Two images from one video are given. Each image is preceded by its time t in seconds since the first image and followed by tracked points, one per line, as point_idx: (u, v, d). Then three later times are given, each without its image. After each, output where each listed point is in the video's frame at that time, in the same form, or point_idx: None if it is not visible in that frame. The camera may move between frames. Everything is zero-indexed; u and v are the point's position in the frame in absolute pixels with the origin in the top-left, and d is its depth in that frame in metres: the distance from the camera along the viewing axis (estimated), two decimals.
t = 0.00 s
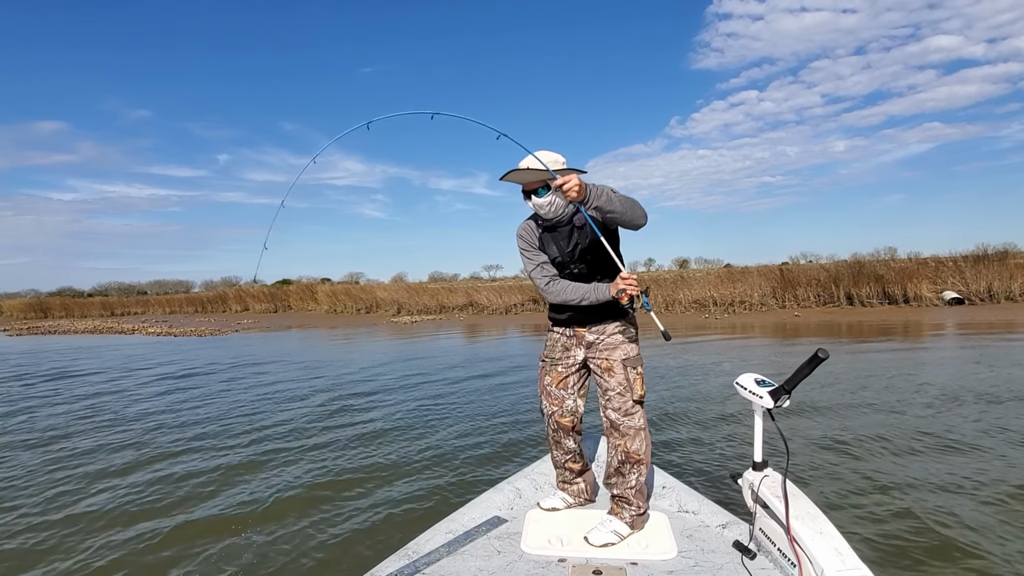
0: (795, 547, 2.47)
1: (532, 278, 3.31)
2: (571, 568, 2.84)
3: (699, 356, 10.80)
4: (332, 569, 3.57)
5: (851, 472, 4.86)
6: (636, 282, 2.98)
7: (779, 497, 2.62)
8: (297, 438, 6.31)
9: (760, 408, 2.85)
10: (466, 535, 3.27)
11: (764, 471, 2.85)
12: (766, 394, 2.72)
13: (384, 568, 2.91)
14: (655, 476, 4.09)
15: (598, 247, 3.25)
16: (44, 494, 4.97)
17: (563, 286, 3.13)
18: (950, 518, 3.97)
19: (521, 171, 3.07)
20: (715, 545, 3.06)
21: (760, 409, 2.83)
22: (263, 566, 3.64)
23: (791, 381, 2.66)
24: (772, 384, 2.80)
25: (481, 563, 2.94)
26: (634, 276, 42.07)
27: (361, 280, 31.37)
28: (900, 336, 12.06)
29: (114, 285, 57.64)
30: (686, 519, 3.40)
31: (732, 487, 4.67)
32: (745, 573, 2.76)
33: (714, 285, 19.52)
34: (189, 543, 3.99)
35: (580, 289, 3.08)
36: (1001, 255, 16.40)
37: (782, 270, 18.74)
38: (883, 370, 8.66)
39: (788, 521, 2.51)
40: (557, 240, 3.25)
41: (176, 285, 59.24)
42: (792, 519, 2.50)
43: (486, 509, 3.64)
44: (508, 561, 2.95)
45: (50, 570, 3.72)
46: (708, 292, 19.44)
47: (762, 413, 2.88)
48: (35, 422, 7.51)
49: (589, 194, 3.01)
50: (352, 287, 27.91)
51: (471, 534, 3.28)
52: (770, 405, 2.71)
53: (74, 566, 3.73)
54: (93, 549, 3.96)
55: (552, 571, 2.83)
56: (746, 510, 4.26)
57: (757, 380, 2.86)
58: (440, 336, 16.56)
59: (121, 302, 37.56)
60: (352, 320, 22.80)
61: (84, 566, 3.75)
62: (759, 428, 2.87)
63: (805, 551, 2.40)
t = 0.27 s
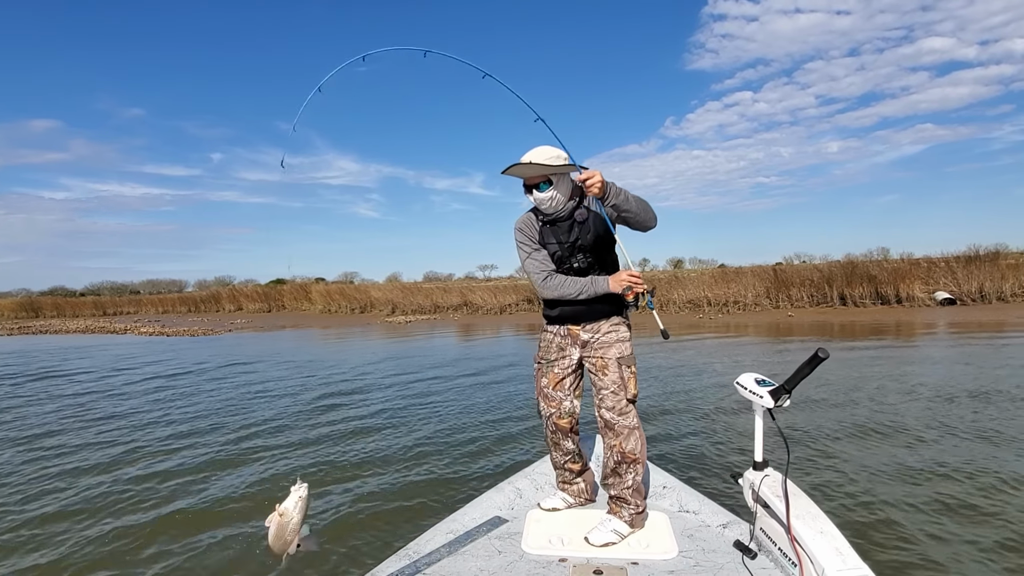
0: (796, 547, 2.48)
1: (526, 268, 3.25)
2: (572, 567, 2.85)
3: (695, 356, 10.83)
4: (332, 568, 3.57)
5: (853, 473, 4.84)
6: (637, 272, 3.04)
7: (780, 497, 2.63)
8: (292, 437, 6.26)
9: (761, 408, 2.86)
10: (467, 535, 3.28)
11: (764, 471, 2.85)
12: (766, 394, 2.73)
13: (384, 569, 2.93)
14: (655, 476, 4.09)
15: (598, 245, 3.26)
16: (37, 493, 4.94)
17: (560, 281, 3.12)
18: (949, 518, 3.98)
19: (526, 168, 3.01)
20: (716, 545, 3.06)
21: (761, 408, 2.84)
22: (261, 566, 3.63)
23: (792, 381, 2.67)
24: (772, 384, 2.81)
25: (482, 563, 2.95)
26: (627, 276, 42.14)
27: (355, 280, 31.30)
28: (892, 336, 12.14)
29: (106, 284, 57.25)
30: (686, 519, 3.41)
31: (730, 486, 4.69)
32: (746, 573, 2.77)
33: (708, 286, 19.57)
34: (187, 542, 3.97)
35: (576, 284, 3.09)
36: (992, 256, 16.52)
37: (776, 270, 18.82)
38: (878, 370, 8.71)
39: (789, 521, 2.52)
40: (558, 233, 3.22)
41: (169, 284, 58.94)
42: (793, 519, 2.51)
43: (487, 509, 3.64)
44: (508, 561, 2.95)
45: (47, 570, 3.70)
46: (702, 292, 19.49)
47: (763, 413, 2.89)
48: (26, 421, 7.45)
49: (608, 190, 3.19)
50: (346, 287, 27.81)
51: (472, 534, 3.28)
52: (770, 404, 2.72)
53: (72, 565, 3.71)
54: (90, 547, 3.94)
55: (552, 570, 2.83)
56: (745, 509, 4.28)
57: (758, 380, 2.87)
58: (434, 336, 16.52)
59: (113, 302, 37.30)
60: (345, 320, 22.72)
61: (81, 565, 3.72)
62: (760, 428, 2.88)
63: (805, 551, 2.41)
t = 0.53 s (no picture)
0: (795, 548, 2.49)
1: (507, 263, 3.27)
2: (570, 568, 2.86)
3: (690, 356, 10.86)
4: (330, 568, 3.57)
5: (856, 475, 4.80)
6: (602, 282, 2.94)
7: (779, 499, 2.64)
8: (285, 440, 6.25)
9: (760, 410, 2.87)
10: (466, 536, 3.29)
11: (763, 472, 2.86)
12: (765, 395, 2.73)
13: (383, 569, 2.95)
14: (654, 477, 4.11)
15: (599, 241, 3.22)
16: (30, 496, 4.91)
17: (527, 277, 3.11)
18: (946, 518, 4.00)
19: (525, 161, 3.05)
20: (715, 546, 3.07)
21: (760, 410, 2.84)
22: (259, 568, 3.62)
23: (791, 383, 2.68)
24: (772, 385, 2.82)
25: (480, 564, 2.96)
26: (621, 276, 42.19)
27: (349, 280, 31.21)
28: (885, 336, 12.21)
29: (99, 283, 56.88)
30: (685, 520, 3.42)
31: (727, 486, 4.70)
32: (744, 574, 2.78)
33: (702, 286, 19.63)
34: (184, 545, 3.96)
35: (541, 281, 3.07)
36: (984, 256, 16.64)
37: (770, 271, 18.89)
38: (873, 370, 8.75)
39: (788, 523, 2.53)
40: (556, 228, 3.21)
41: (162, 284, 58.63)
42: (792, 521, 2.52)
43: (486, 509, 3.65)
44: (507, 561, 2.96)
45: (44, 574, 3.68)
46: (696, 292, 19.53)
47: (762, 415, 2.90)
48: (17, 423, 7.40)
49: (620, 196, 3.11)
50: (340, 286, 27.72)
51: (471, 535, 3.30)
52: (769, 406, 2.73)
53: (68, 568, 3.70)
54: (86, 552, 3.92)
55: (551, 571, 2.84)
56: (742, 509, 4.30)
57: (757, 381, 2.88)
58: (429, 336, 16.50)
59: (105, 301, 37.05)
60: (339, 320, 22.66)
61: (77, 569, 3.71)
62: (759, 430, 2.89)
63: (804, 552, 2.42)
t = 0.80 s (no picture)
0: (794, 549, 2.50)
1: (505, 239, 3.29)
2: (570, 568, 2.86)
3: (685, 356, 10.89)
4: (328, 568, 3.57)
5: (854, 476, 4.78)
6: (555, 265, 2.86)
7: (778, 499, 2.65)
8: (279, 439, 6.23)
9: (759, 410, 2.88)
10: (465, 536, 3.29)
11: (762, 473, 2.87)
12: (764, 396, 2.75)
13: (382, 568, 2.94)
14: (653, 477, 4.11)
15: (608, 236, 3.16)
16: (22, 496, 4.89)
17: (508, 257, 3.16)
18: (943, 517, 4.02)
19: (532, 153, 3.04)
20: (714, 546, 3.08)
21: (759, 410, 2.85)
22: (257, 568, 3.62)
23: (790, 383, 2.69)
24: (771, 386, 2.83)
25: (479, 563, 2.96)
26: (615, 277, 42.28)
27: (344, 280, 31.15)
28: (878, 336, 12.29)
29: (91, 284, 56.56)
30: (684, 520, 3.43)
31: (724, 485, 4.72)
32: (743, 574, 2.78)
33: (697, 286, 19.69)
34: (181, 545, 3.95)
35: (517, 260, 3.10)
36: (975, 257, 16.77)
37: (763, 271, 18.97)
38: (867, 370, 8.81)
39: (787, 523, 2.54)
40: (565, 216, 3.16)
41: (156, 284, 58.35)
42: (791, 521, 2.53)
43: (485, 509, 3.65)
44: (506, 561, 2.97)
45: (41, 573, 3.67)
46: (690, 293, 19.59)
47: (761, 415, 2.91)
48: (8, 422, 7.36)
49: (644, 200, 3.10)
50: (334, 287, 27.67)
51: (470, 535, 3.30)
52: (768, 406, 2.75)
53: (64, 568, 3.68)
54: (82, 551, 3.90)
55: (550, 571, 2.84)
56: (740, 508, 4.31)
57: (756, 382, 2.89)
58: (423, 336, 16.48)
59: (97, 301, 36.86)
60: (333, 320, 22.61)
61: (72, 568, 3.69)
62: (759, 430, 2.90)
63: (804, 552, 2.43)
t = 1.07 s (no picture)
0: (793, 548, 2.50)
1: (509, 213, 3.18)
2: (569, 568, 2.86)
3: (681, 356, 10.92)
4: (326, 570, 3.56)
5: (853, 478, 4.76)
6: (557, 214, 2.77)
7: (777, 499, 2.65)
8: (273, 443, 6.17)
9: (759, 410, 2.88)
10: (464, 536, 3.29)
11: (762, 472, 2.87)
12: (763, 396, 2.75)
13: (382, 568, 2.94)
14: (652, 477, 4.12)
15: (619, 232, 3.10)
16: (15, 500, 4.87)
17: (509, 227, 3.08)
18: (941, 517, 4.03)
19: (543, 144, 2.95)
20: (714, 546, 3.09)
21: (759, 410, 2.86)
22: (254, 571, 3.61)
23: (790, 383, 2.70)
24: (770, 386, 2.83)
25: (479, 563, 2.97)
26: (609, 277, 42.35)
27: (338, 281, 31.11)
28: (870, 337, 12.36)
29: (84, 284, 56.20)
30: (684, 520, 3.43)
31: (722, 485, 4.73)
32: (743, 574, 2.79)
33: (691, 287, 19.74)
34: (176, 550, 3.92)
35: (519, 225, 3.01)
36: (967, 258, 16.88)
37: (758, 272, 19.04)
38: (862, 370, 8.84)
39: (787, 523, 2.55)
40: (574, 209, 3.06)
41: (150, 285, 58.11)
42: (790, 521, 2.53)
43: (485, 509, 3.64)
44: (505, 561, 2.97)
45: None
46: (685, 293, 19.60)
47: (761, 415, 2.91)
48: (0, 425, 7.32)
49: (664, 212, 3.06)
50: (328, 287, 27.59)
51: (469, 534, 3.29)
52: (768, 406, 2.75)
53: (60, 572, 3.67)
54: (76, 557, 3.88)
55: (550, 571, 2.84)
56: (738, 508, 4.32)
57: (756, 381, 2.90)
58: (418, 337, 16.45)
59: (90, 302, 36.65)
60: (327, 321, 22.53)
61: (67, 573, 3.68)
62: (758, 430, 2.90)
63: (803, 552, 2.44)
